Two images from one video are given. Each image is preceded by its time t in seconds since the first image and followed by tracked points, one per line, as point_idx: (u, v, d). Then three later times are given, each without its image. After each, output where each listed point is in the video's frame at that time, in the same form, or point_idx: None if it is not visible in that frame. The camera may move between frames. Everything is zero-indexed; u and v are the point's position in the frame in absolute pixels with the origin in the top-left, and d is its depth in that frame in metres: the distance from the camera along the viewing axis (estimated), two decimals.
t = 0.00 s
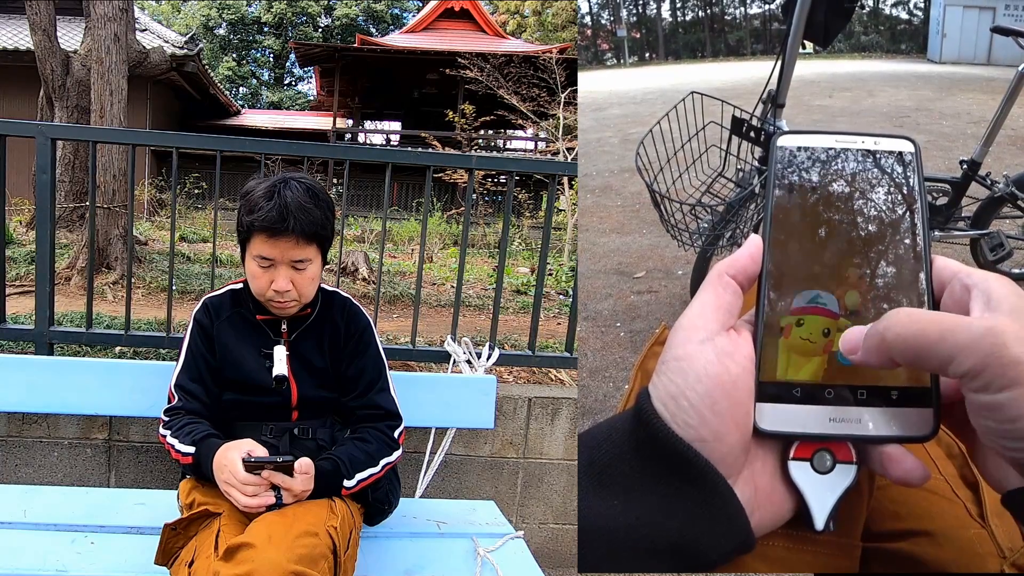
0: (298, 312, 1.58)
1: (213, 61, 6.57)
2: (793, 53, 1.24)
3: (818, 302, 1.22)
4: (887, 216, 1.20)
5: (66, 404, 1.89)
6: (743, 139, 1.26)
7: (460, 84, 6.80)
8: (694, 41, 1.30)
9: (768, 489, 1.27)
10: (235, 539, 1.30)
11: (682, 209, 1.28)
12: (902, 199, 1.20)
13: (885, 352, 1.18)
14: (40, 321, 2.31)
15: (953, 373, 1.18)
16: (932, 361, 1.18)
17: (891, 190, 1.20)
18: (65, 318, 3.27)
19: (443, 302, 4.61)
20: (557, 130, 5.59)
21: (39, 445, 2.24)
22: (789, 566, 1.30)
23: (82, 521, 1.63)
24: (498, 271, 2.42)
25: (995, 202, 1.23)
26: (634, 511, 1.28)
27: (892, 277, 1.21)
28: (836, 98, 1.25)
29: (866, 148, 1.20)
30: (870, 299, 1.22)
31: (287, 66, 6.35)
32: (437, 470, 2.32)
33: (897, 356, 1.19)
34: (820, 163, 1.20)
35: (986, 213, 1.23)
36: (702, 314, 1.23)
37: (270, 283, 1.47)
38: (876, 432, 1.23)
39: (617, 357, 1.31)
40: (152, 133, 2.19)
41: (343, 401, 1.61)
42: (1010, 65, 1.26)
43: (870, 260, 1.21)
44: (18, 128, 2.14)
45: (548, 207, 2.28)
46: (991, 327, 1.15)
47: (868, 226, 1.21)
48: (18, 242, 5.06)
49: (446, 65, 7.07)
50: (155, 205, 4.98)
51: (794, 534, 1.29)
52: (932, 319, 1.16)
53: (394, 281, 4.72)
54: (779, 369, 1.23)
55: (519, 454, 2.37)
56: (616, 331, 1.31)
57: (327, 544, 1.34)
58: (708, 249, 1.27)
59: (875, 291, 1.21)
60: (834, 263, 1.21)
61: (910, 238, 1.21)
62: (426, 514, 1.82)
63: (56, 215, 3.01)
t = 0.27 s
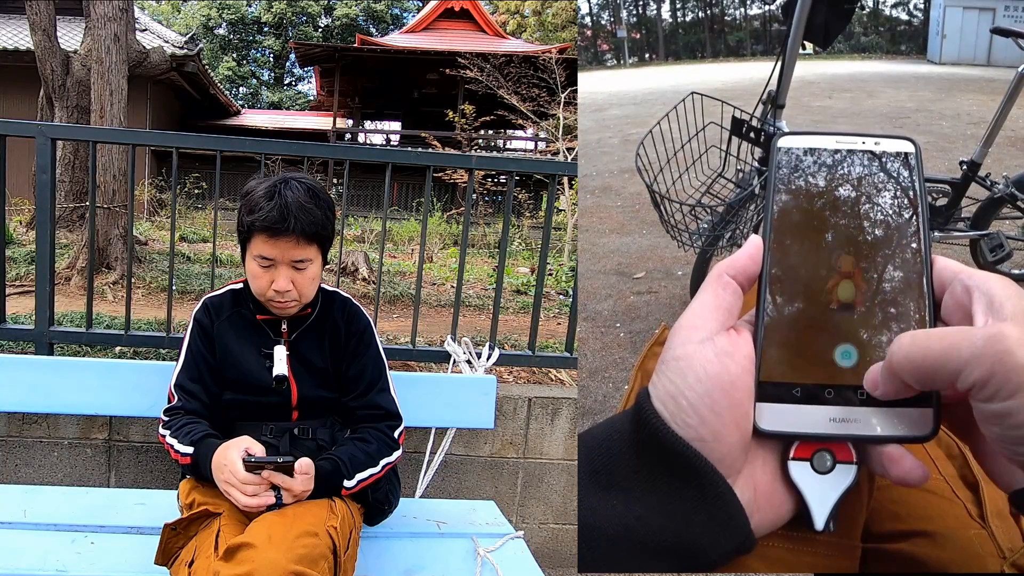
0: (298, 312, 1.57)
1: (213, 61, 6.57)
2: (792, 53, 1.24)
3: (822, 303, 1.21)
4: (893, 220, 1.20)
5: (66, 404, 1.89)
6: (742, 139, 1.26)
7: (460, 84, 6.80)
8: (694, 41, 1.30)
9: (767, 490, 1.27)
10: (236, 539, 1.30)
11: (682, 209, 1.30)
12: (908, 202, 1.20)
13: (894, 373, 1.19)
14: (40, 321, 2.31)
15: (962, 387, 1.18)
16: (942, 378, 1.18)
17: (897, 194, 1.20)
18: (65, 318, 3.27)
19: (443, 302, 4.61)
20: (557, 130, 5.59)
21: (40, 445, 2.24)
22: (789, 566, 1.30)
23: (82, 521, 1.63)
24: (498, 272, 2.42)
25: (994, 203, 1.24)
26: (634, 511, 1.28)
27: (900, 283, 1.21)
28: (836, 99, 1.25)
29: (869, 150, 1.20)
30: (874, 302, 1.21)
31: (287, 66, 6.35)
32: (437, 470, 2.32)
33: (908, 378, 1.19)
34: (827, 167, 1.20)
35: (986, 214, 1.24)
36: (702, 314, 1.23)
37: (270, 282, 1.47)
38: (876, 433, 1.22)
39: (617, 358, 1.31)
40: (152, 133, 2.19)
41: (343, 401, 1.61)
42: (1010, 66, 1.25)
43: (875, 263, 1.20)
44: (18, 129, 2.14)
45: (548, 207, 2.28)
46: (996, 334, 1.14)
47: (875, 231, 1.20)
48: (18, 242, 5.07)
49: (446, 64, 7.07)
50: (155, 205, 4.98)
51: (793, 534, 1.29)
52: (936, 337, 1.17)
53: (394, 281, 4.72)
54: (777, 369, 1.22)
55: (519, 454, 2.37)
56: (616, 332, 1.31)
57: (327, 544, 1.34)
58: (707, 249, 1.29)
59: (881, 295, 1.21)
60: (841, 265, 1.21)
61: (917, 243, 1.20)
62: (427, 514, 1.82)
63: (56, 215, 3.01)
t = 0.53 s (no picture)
0: (298, 312, 1.58)
1: (213, 61, 6.57)
2: (791, 53, 1.24)
3: (820, 300, 1.21)
4: (889, 215, 1.20)
5: (66, 404, 1.89)
6: (741, 139, 1.25)
7: (460, 84, 6.80)
8: (694, 41, 1.30)
9: (766, 489, 1.27)
10: (236, 539, 1.30)
11: (681, 209, 1.28)
12: (904, 197, 1.20)
13: (879, 371, 1.20)
14: (40, 321, 2.31)
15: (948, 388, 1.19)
16: (926, 378, 1.19)
17: (893, 189, 1.20)
18: (65, 318, 3.27)
19: (443, 302, 4.61)
20: (557, 130, 5.59)
21: (40, 445, 2.24)
22: (789, 566, 1.30)
23: (81, 521, 1.63)
24: (498, 271, 2.42)
25: (993, 202, 1.23)
26: (633, 510, 1.29)
27: (895, 277, 1.21)
28: (834, 99, 1.25)
29: (867, 147, 1.20)
30: (871, 298, 1.21)
31: (287, 66, 6.35)
32: (437, 470, 2.32)
33: (892, 377, 1.20)
34: (823, 163, 1.20)
35: (985, 213, 1.24)
36: (700, 312, 1.23)
37: (270, 282, 1.47)
38: (875, 431, 1.23)
39: (616, 358, 1.31)
40: (152, 133, 2.19)
41: (343, 401, 1.61)
42: (1009, 66, 1.26)
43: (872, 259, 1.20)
44: (18, 128, 2.14)
45: (548, 207, 2.28)
46: (983, 337, 1.15)
47: (870, 226, 1.20)
48: (18, 242, 5.07)
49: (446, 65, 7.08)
50: (155, 205, 4.98)
51: (793, 534, 1.29)
52: (922, 337, 1.18)
53: (394, 281, 4.72)
54: (775, 368, 1.22)
55: (519, 454, 2.37)
56: (615, 332, 1.31)
57: (327, 544, 1.34)
58: (706, 249, 1.27)
59: (878, 291, 1.21)
60: (840, 263, 1.21)
61: (913, 238, 1.21)
62: (426, 514, 1.82)
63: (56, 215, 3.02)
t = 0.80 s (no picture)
0: (298, 312, 1.58)
1: (213, 61, 6.58)
2: (791, 53, 1.24)
3: (823, 300, 1.22)
4: (890, 215, 1.20)
5: (66, 404, 1.89)
6: (741, 139, 1.26)
7: (460, 84, 6.80)
8: (694, 41, 1.30)
9: (767, 487, 1.27)
10: (235, 539, 1.30)
11: (681, 209, 1.28)
12: (905, 197, 1.21)
13: (884, 370, 1.20)
14: (40, 321, 2.31)
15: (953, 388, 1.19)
16: (932, 379, 1.19)
17: (893, 189, 1.20)
18: (65, 318, 3.27)
19: (443, 302, 4.61)
20: (557, 130, 5.59)
21: (39, 445, 2.24)
22: (789, 565, 1.30)
23: (81, 521, 1.63)
24: (498, 272, 2.41)
25: (993, 201, 1.23)
26: (633, 508, 1.29)
27: (896, 277, 1.21)
28: (834, 99, 1.25)
29: (867, 146, 1.21)
30: (872, 298, 1.22)
31: (287, 66, 6.35)
32: (437, 470, 2.32)
33: (897, 380, 1.20)
34: (823, 163, 1.20)
35: (985, 212, 1.24)
36: (701, 310, 1.23)
37: (270, 283, 1.47)
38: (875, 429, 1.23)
39: (616, 357, 1.31)
40: (152, 133, 2.19)
41: (343, 401, 1.61)
42: (1008, 66, 1.26)
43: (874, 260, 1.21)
44: (17, 129, 2.14)
45: (548, 207, 2.28)
46: (989, 334, 1.15)
47: (872, 226, 1.21)
48: (18, 242, 5.07)
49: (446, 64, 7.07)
50: (155, 205, 4.98)
51: (793, 532, 1.29)
52: (928, 337, 1.19)
53: (394, 281, 4.73)
54: (775, 367, 1.22)
55: (519, 454, 2.37)
56: (615, 332, 1.31)
57: (327, 544, 1.34)
58: (706, 248, 1.28)
59: (880, 291, 1.22)
60: (843, 263, 1.21)
61: (914, 238, 1.21)
62: (426, 514, 1.82)
63: (56, 215, 3.02)
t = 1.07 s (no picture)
0: (298, 312, 1.58)
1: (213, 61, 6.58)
2: (791, 52, 1.24)
3: (806, 294, 1.21)
4: (870, 209, 1.20)
5: (66, 403, 1.89)
6: (742, 137, 1.26)
7: (460, 84, 6.81)
8: (694, 40, 1.30)
9: (770, 483, 1.27)
10: (235, 539, 1.30)
11: (682, 207, 1.28)
12: (885, 192, 1.20)
13: (866, 386, 1.17)
14: (40, 321, 2.31)
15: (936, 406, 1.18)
16: (915, 397, 1.17)
17: (873, 183, 1.20)
18: (66, 318, 3.27)
19: (443, 302, 4.61)
20: (557, 130, 5.59)
21: (39, 445, 2.24)
22: (789, 561, 1.30)
23: (81, 521, 1.63)
24: (498, 271, 2.41)
25: (994, 200, 1.24)
26: (635, 506, 1.29)
27: (872, 272, 1.21)
28: (834, 97, 1.25)
29: (869, 141, 1.21)
30: (849, 291, 1.21)
31: (287, 66, 6.36)
32: (437, 470, 2.32)
33: (879, 397, 1.18)
34: (803, 156, 1.19)
35: (985, 211, 1.24)
36: (703, 307, 1.23)
37: (270, 283, 1.47)
38: (876, 425, 1.23)
39: (616, 356, 1.31)
40: (151, 133, 2.19)
41: (343, 401, 1.61)
42: (1010, 65, 1.26)
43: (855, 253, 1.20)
44: (17, 128, 2.14)
45: (548, 207, 2.28)
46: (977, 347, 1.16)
47: (850, 220, 1.20)
48: (18, 242, 5.07)
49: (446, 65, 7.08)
50: (155, 205, 4.99)
51: (795, 528, 1.29)
52: (911, 355, 1.16)
53: (394, 281, 4.73)
54: (780, 363, 1.22)
55: (519, 454, 2.37)
56: (615, 330, 1.31)
57: (327, 544, 1.34)
58: (706, 246, 1.28)
59: (856, 285, 1.20)
60: (825, 256, 1.20)
61: (892, 233, 1.20)
62: (426, 514, 1.82)
63: (56, 215, 3.02)
